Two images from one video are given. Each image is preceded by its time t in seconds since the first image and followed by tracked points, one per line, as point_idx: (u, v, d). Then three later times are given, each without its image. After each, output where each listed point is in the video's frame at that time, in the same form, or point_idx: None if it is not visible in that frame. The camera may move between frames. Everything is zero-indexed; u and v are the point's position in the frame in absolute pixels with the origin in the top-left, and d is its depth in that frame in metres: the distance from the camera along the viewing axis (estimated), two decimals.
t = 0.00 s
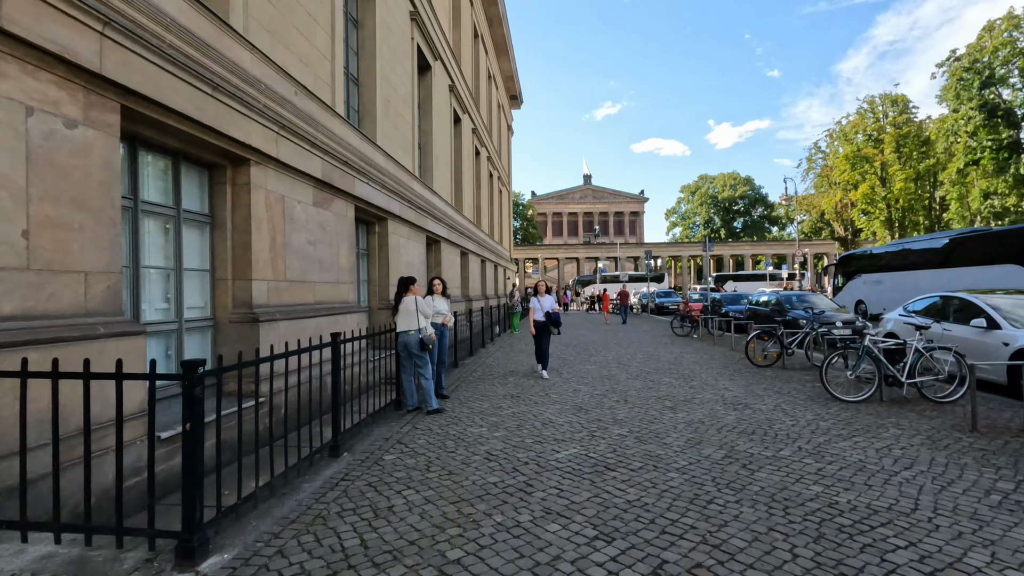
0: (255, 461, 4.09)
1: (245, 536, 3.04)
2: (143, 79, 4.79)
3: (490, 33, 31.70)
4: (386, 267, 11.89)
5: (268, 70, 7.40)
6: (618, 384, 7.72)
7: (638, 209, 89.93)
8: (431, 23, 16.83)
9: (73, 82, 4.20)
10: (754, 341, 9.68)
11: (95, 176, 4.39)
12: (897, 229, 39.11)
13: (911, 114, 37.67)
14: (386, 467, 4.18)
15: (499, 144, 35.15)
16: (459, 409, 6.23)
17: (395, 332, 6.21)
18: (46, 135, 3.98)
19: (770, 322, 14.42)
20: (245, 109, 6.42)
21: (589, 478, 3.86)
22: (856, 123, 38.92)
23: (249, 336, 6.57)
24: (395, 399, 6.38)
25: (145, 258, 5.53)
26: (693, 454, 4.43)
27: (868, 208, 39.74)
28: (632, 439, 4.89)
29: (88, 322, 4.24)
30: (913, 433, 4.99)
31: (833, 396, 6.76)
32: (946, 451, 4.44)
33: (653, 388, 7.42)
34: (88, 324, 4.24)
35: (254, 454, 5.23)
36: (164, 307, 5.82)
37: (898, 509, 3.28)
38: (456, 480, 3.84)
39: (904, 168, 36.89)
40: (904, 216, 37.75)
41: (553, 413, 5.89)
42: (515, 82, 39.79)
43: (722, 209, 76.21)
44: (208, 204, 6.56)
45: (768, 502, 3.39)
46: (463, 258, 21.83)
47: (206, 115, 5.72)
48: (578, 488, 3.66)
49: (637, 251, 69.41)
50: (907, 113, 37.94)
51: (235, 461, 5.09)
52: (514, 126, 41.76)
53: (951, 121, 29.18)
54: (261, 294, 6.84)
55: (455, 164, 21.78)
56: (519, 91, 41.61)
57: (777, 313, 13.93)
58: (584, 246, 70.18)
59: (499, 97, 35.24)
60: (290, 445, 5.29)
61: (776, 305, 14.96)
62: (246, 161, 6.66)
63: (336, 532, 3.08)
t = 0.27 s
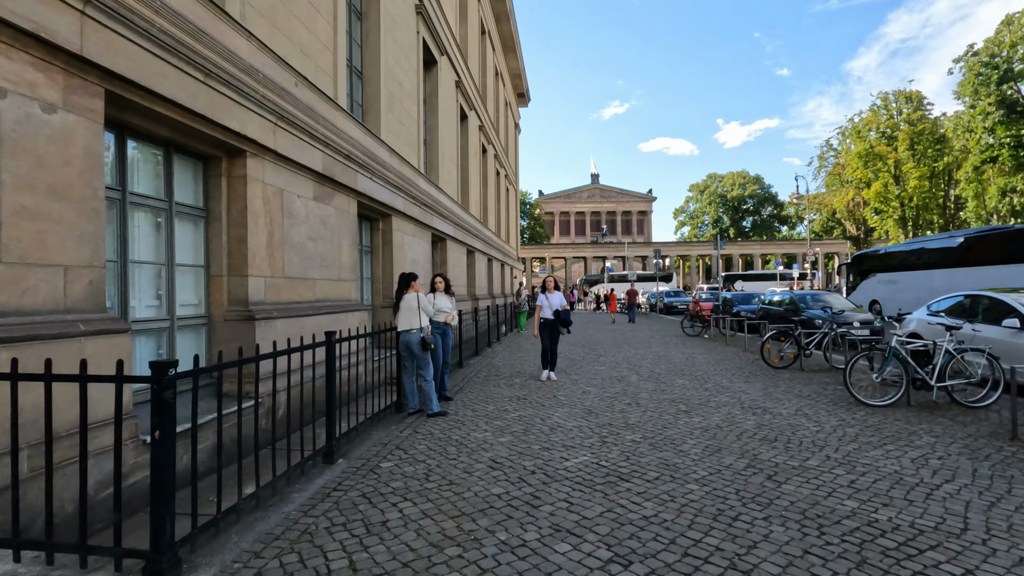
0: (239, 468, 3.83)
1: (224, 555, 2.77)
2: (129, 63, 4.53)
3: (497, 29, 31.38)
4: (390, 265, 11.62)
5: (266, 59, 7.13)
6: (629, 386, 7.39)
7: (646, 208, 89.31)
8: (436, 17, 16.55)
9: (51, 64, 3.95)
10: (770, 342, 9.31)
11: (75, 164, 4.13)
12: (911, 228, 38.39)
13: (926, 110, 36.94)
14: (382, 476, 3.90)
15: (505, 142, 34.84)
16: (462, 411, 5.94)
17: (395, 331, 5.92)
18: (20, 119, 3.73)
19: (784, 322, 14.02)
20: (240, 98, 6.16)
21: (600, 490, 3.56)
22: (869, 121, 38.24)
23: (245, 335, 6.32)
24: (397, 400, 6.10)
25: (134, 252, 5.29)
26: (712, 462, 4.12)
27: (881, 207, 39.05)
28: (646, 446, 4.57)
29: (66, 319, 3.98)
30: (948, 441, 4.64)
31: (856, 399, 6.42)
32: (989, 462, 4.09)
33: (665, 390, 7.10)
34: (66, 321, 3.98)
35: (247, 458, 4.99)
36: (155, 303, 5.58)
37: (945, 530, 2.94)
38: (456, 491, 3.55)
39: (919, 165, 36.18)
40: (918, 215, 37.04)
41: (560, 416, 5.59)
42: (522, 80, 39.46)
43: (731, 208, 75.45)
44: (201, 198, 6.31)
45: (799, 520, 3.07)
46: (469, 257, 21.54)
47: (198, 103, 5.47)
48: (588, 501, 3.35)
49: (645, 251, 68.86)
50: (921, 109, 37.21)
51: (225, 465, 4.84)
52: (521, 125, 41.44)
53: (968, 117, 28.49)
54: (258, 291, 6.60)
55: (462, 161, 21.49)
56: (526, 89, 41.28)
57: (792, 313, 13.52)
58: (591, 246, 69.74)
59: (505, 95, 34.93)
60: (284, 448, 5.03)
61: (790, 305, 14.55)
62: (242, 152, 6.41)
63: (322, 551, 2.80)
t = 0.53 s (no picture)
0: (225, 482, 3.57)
1: None
2: (112, 49, 4.28)
3: (504, 26, 31.04)
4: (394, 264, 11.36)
5: (265, 50, 6.87)
6: (640, 391, 7.08)
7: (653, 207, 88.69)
8: (442, 12, 16.26)
9: (27, 48, 3.70)
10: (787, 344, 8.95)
11: (53, 156, 3.88)
12: (924, 227, 37.72)
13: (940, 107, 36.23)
14: (378, 491, 3.62)
15: (512, 140, 34.52)
16: (467, 418, 5.66)
17: (396, 333, 5.65)
18: None
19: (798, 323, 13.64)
20: (235, 90, 5.90)
21: (613, 509, 3.27)
22: (882, 118, 37.58)
23: (240, 337, 6.07)
24: (397, 406, 5.83)
25: (121, 250, 5.04)
26: (734, 477, 3.81)
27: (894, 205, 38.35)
28: (661, 458, 4.27)
29: (43, 321, 3.73)
30: (988, 455, 4.30)
31: (881, 406, 6.09)
32: None
33: (679, 395, 6.79)
34: (44, 324, 3.74)
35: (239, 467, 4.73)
36: (145, 304, 5.34)
37: (1003, 561, 2.63)
38: (457, 510, 3.27)
39: (933, 163, 35.51)
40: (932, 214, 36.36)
41: (569, 424, 5.30)
42: (529, 77, 39.12)
43: (740, 207, 74.74)
44: (195, 194, 6.07)
45: (836, 548, 2.76)
46: (475, 256, 21.26)
47: (189, 94, 5.21)
48: (602, 524, 3.06)
49: (652, 250, 68.33)
50: (935, 106, 36.54)
51: (216, 475, 4.59)
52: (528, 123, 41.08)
53: (985, 114, 27.80)
54: (254, 291, 6.35)
55: (468, 159, 21.21)
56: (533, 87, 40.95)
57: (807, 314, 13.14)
58: (598, 245, 69.28)
59: (512, 92, 34.59)
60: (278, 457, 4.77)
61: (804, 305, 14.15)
62: (237, 146, 6.15)
63: None
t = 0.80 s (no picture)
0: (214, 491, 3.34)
1: None
2: (98, 33, 4.06)
3: (510, 22, 30.77)
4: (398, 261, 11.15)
5: (263, 39, 6.64)
6: (651, 392, 6.83)
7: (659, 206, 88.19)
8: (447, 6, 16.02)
9: (5, 29, 3.47)
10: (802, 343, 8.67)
11: (35, 144, 3.66)
12: (936, 225, 37.17)
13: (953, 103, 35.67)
14: (377, 502, 3.39)
15: (518, 138, 34.26)
16: (473, 421, 5.43)
17: (398, 332, 5.40)
18: None
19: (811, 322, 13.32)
20: (231, 79, 5.68)
21: (631, 523, 3.03)
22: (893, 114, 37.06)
23: (237, 336, 5.85)
24: (400, 409, 5.57)
25: (111, 245, 4.83)
26: (758, 488, 3.56)
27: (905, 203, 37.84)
28: (679, 465, 4.02)
29: (23, 320, 3.52)
30: None
31: (906, 409, 5.81)
32: None
33: (693, 397, 6.53)
34: (24, 322, 3.52)
35: (234, 473, 4.52)
36: (137, 301, 5.14)
37: None
38: (462, 524, 3.03)
39: (945, 160, 34.96)
40: (944, 211, 35.82)
41: (579, 428, 5.05)
42: (534, 75, 38.84)
43: (747, 206, 74.16)
44: (191, 189, 5.86)
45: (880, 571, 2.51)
46: (481, 254, 21.03)
47: (183, 82, 4.99)
48: (619, 540, 2.82)
49: (658, 249, 67.98)
50: (947, 102, 35.99)
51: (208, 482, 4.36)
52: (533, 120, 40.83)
53: (999, 109, 27.29)
54: (252, 289, 6.14)
55: (473, 156, 20.99)
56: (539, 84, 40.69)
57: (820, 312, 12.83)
58: (604, 244, 68.90)
59: (518, 90, 34.32)
60: (275, 463, 4.55)
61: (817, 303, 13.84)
62: (234, 138, 5.93)
63: None
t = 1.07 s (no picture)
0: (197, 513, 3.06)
1: None
2: (77, 15, 3.78)
3: (516, 19, 30.46)
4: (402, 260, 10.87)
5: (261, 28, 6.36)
6: (666, 398, 6.51)
7: (666, 205, 87.60)
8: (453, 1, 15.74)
9: None
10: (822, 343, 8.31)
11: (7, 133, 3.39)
12: (950, 224, 36.52)
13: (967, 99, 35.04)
14: (374, 526, 3.09)
15: (524, 136, 33.92)
16: (480, 430, 5.12)
17: (402, 336, 5.10)
18: None
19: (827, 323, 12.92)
20: (225, 69, 5.39)
21: (656, 553, 2.72)
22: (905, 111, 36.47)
23: (232, 339, 5.58)
24: (402, 415, 5.28)
25: (96, 243, 4.56)
26: (793, 509, 3.23)
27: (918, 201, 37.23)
28: (703, 482, 3.70)
29: None
30: None
31: (940, 418, 5.46)
32: None
33: (710, 403, 6.21)
34: None
35: (225, 486, 4.24)
36: (126, 302, 4.87)
37: None
38: (467, 553, 2.73)
39: (960, 157, 34.35)
40: (958, 209, 35.19)
41: (592, 439, 4.74)
42: (541, 72, 38.52)
43: (756, 204, 73.49)
44: (185, 184, 5.60)
45: None
46: (487, 253, 20.75)
47: (173, 71, 4.71)
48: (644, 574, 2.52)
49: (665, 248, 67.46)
50: (962, 98, 35.34)
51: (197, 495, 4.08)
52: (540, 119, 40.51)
53: (1017, 105, 26.71)
54: (249, 289, 5.86)
55: (479, 154, 20.70)
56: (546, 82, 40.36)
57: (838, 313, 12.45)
58: (611, 243, 68.45)
59: (524, 88, 34.03)
60: (268, 475, 4.27)
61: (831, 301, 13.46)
62: (229, 131, 5.66)
63: None
